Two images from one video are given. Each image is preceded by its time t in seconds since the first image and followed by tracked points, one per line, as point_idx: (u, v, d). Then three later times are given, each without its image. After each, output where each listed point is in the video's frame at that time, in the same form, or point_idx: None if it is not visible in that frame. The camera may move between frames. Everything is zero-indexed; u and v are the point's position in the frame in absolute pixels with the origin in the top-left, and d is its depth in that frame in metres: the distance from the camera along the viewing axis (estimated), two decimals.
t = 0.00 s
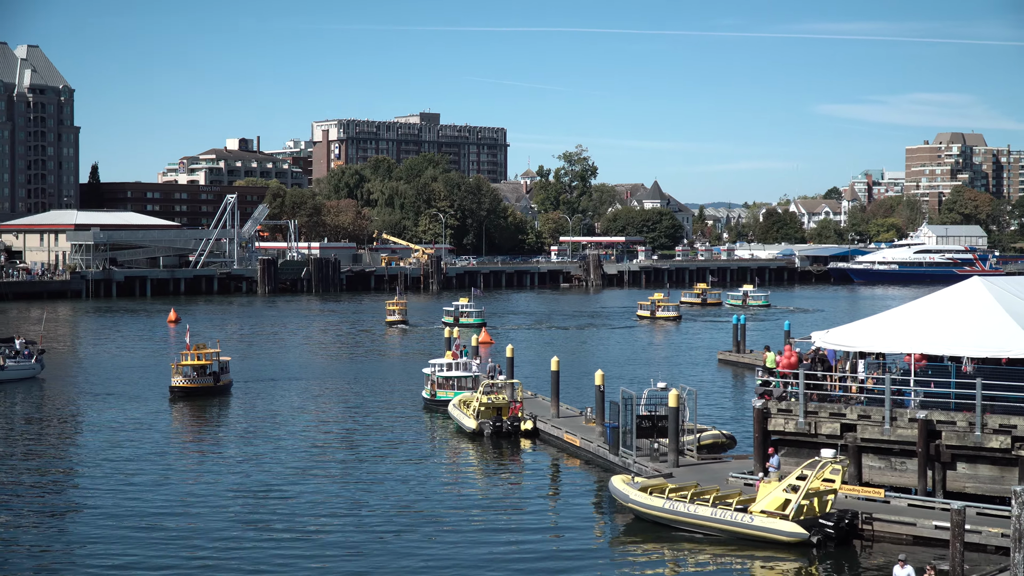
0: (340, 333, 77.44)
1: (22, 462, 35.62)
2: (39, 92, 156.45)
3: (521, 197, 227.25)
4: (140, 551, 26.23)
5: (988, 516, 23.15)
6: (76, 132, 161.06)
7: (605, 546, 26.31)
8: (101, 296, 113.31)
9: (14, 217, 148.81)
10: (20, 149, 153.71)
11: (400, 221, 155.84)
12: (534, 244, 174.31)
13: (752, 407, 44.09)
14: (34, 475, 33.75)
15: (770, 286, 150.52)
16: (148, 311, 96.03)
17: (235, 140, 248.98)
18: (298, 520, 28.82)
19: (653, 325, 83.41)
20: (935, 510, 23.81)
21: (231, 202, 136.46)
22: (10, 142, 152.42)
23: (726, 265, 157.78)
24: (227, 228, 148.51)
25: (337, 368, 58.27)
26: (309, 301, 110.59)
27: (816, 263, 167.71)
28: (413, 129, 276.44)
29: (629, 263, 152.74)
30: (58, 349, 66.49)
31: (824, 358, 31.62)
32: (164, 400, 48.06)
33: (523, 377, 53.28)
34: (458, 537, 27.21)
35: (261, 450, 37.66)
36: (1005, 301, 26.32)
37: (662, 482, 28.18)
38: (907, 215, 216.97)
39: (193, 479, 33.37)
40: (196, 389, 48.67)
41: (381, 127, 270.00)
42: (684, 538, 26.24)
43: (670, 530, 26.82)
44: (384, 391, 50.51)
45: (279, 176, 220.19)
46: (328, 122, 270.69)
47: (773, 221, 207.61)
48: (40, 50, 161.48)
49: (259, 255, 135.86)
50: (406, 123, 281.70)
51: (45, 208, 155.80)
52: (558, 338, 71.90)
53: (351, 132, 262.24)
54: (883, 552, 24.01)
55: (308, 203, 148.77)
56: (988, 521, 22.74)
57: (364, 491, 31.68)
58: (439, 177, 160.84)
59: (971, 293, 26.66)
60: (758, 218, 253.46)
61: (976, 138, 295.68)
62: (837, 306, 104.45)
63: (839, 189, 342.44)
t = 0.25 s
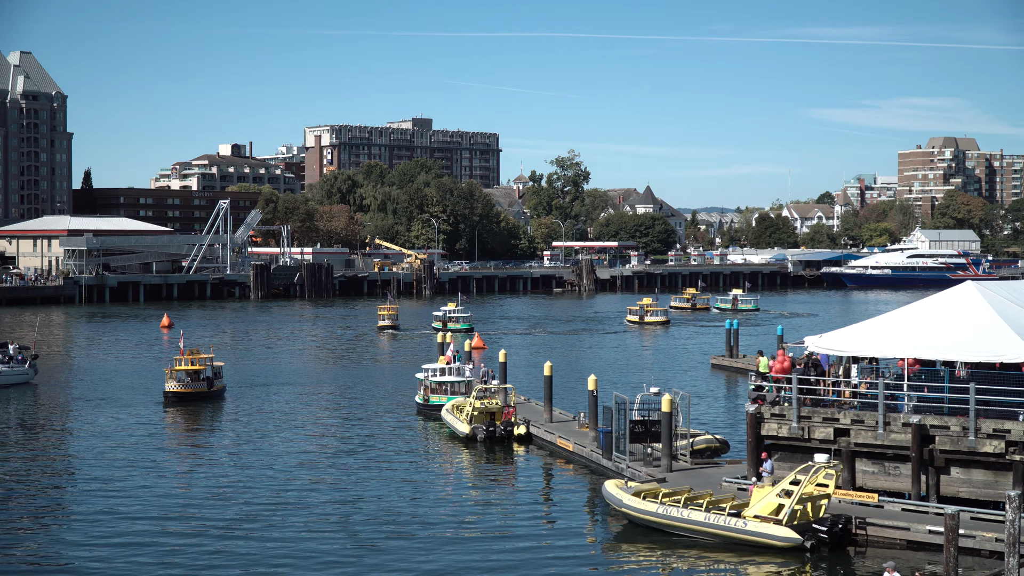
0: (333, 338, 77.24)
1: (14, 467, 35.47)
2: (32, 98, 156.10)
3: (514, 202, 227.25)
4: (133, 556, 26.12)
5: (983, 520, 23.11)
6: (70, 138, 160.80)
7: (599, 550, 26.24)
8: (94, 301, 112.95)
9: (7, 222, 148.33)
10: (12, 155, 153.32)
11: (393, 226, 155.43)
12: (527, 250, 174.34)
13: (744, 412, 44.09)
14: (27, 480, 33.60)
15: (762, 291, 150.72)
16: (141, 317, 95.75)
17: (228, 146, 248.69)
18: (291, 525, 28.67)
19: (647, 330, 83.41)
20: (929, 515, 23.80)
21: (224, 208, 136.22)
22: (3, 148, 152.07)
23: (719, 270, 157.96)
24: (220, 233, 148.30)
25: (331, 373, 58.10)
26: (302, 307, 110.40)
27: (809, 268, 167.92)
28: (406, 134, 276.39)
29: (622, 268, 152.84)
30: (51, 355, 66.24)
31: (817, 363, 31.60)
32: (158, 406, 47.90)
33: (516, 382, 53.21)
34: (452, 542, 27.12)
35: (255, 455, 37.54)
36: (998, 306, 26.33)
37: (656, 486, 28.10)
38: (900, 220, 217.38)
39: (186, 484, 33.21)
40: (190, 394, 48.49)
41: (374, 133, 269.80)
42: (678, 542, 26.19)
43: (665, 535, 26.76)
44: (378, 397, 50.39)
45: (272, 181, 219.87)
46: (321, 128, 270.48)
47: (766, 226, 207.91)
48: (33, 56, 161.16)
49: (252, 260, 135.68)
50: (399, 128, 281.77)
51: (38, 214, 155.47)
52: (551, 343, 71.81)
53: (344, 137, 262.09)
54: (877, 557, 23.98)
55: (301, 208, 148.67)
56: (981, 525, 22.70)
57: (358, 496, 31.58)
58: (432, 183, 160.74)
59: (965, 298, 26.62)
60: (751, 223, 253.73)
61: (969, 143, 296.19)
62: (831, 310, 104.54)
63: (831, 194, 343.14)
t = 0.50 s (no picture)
0: (328, 342, 77.15)
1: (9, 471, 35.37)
2: (27, 102, 155.85)
3: (510, 205, 227.32)
4: (129, 560, 26.05)
5: (978, 523, 23.08)
6: (65, 142, 160.53)
7: (594, 554, 26.20)
8: (89, 305, 112.74)
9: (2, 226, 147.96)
10: (8, 159, 153.09)
11: (387, 229, 155.85)
12: (521, 253, 174.40)
13: (740, 415, 44.11)
14: (23, 484, 33.52)
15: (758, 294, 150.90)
16: (137, 320, 95.60)
17: (223, 150, 248.48)
18: (286, 529, 28.56)
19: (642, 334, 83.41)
20: (925, 518, 23.78)
21: (219, 212, 136.11)
22: None
23: (714, 274, 158.05)
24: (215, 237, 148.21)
25: (326, 377, 58.04)
26: (298, 311, 110.28)
27: (804, 271, 168.13)
28: (401, 138, 276.39)
29: (617, 271, 152.89)
30: (47, 359, 66.12)
31: (812, 366, 31.57)
32: (154, 410, 47.81)
33: (511, 386, 53.18)
34: (447, 546, 27.05)
35: (250, 459, 37.48)
36: (993, 309, 26.33)
37: (651, 490, 28.05)
38: (895, 223, 217.75)
39: (181, 488, 33.09)
40: (187, 398, 48.47)
41: (368, 136, 269.72)
42: (673, 546, 26.13)
43: (660, 538, 26.71)
44: (373, 400, 50.34)
45: (267, 185, 219.69)
46: (316, 131, 270.38)
47: (761, 229, 208.18)
48: (28, 60, 160.92)
49: (247, 264, 135.62)
50: (394, 132, 281.77)
51: (34, 218, 155.31)
52: (546, 346, 71.75)
53: (339, 141, 261.93)
54: (873, 560, 23.93)
55: (296, 212, 148.56)
56: (977, 529, 22.68)
57: (353, 500, 31.50)
58: (427, 186, 160.66)
59: (960, 301, 26.62)
60: (746, 227, 253.98)
61: (964, 146, 296.67)
62: (826, 314, 104.71)
63: (827, 197, 343.69)
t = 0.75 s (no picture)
0: (324, 342, 77.12)
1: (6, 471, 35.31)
2: (24, 104, 155.62)
3: (506, 206, 227.24)
4: (126, 560, 25.99)
5: (975, 523, 23.04)
6: (61, 143, 160.25)
7: (590, 554, 26.13)
8: (86, 307, 112.55)
9: None
10: (4, 161, 152.83)
11: (385, 230, 155.85)
12: (518, 254, 174.23)
13: (736, 415, 44.10)
14: (20, 485, 33.44)
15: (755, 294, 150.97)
16: (134, 322, 95.40)
17: (219, 151, 248.24)
18: (283, 530, 28.46)
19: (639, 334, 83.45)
20: (922, 517, 23.78)
21: (215, 213, 135.88)
22: None
23: (711, 273, 158.05)
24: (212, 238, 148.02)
25: (323, 377, 58.01)
26: (294, 311, 110.06)
27: (801, 271, 168.08)
28: (397, 139, 276.21)
29: (614, 271, 152.78)
30: (44, 360, 66.05)
31: (808, 366, 31.51)
32: (152, 410, 47.77)
33: (508, 386, 53.10)
34: (445, 545, 27.03)
35: (247, 459, 37.43)
36: (990, 308, 26.30)
37: (648, 490, 27.99)
38: (892, 223, 217.86)
39: (178, 489, 33.02)
40: (184, 399, 48.36)
41: (365, 137, 269.45)
42: (670, 545, 26.09)
43: (657, 538, 26.67)
44: (371, 401, 50.28)
45: (263, 186, 219.45)
46: (312, 132, 270.13)
47: (757, 229, 208.25)
48: (24, 62, 160.67)
49: (243, 265, 135.50)
50: (391, 133, 281.64)
51: (30, 219, 155.06)
52: (543, 346, 71.66)
53: (335, 142, 261.74)
54: (869, 560, 23.86)
55: (293, 213, 148.39)
56: (974, 527, 22.64)
57: (350, 501, 31.43)
58: (423, 187, 160.43)
59: (957, 300, 26.62)
60: (743, 226, 254.03)
61: (961, 145, 296.76)
62: (823, 313, 104.76)
63: (824, 197, 343.85)
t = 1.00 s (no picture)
0: (322, 339, 77.11)
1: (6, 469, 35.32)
2: (22, 102, 155.43)
3: (505, 203, 227.13)
4: (125, 558, 25.98)
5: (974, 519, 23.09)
6: (59, 141, 160.01)
7: (590, 551, 26.12)
8: (85, 304, 112.47)
9: None
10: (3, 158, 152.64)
11: (383, 228, 155.41)
12: (516, 251, 174.10)
13: (735, 411, 44.11)
14: (19, 483, 33.41)
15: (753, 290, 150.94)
16: (132, 319, 95.33)
17: (217, 149, 248.00)
18: (283, 528, 28.42)
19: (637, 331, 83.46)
20: (921, 513, 23.80)
21: (213, 210, 135.76)
22: None
23: (709, 270, 158.07)
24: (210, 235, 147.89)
25: (322, 375, 57.98)
26: (293, 309, 109.93)
27: (800, 268, 167.96)
28: (395, 136, 276.04)
29: (613, 268, 152.74)
30: (43, 358, 66.00)
31: (807, 362, 31.53)
32: (151, 408, 47.72)
33: (506, 383, 53.07)
34: (445, 543, 27.02)
35: (247, 457, 37.43)
36: (989, 305, 26.32)
37: (647, 487, 28.00)
38: (890, 219, 217.79)
39: (178, 487, 33.00)
40: (184, 397, 48.31)
41: (363, 134, 269.19)
42: (669, 542, 26.10)
43: (656, 535, 26.67)
44: (370, 398, 50.28)
45: (262, 183, 219.27)
46: (310, 130, 269.87)
47: (756, 226, 208.17)
48: (22, 59, 160.44)
49: (242, 262, 135.42)
50: (389, 130, 281.43)
51: (29, 217, 154.93)
52: (542, 344, 71.60)
53: (333, 139, 261.53)
54: (869, 556, 23.89)
55: (291, 210, 148.23)
56: (973, 524, 22.70)
57: (350, 498, 31.42)
58: (421, 184, 160.23)
59: (955, 296, 26.64)
60: (741, 223, 254.08)
61: (959, 142, 296.68)
62: (821, 310, 104.73)
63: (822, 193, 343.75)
